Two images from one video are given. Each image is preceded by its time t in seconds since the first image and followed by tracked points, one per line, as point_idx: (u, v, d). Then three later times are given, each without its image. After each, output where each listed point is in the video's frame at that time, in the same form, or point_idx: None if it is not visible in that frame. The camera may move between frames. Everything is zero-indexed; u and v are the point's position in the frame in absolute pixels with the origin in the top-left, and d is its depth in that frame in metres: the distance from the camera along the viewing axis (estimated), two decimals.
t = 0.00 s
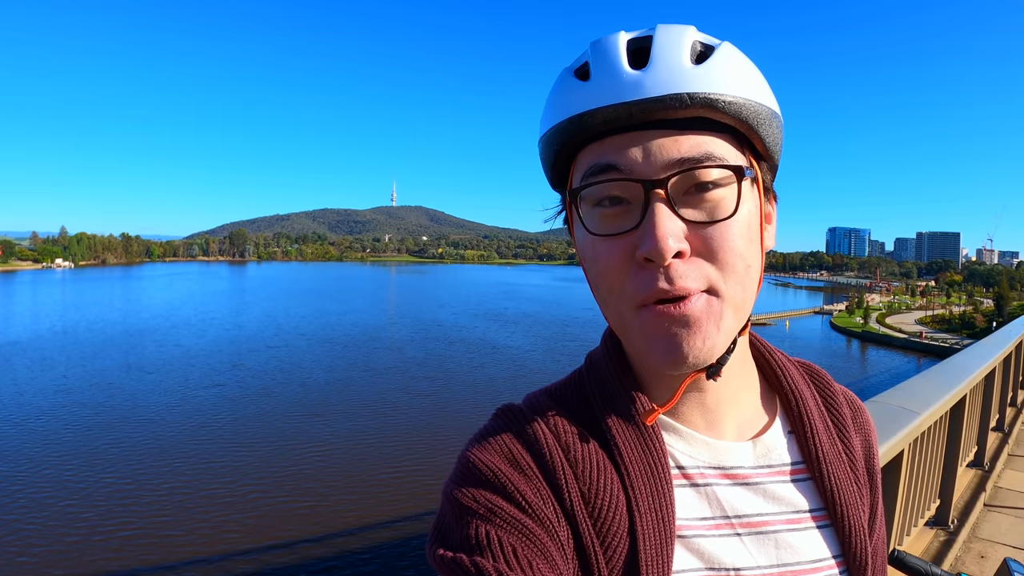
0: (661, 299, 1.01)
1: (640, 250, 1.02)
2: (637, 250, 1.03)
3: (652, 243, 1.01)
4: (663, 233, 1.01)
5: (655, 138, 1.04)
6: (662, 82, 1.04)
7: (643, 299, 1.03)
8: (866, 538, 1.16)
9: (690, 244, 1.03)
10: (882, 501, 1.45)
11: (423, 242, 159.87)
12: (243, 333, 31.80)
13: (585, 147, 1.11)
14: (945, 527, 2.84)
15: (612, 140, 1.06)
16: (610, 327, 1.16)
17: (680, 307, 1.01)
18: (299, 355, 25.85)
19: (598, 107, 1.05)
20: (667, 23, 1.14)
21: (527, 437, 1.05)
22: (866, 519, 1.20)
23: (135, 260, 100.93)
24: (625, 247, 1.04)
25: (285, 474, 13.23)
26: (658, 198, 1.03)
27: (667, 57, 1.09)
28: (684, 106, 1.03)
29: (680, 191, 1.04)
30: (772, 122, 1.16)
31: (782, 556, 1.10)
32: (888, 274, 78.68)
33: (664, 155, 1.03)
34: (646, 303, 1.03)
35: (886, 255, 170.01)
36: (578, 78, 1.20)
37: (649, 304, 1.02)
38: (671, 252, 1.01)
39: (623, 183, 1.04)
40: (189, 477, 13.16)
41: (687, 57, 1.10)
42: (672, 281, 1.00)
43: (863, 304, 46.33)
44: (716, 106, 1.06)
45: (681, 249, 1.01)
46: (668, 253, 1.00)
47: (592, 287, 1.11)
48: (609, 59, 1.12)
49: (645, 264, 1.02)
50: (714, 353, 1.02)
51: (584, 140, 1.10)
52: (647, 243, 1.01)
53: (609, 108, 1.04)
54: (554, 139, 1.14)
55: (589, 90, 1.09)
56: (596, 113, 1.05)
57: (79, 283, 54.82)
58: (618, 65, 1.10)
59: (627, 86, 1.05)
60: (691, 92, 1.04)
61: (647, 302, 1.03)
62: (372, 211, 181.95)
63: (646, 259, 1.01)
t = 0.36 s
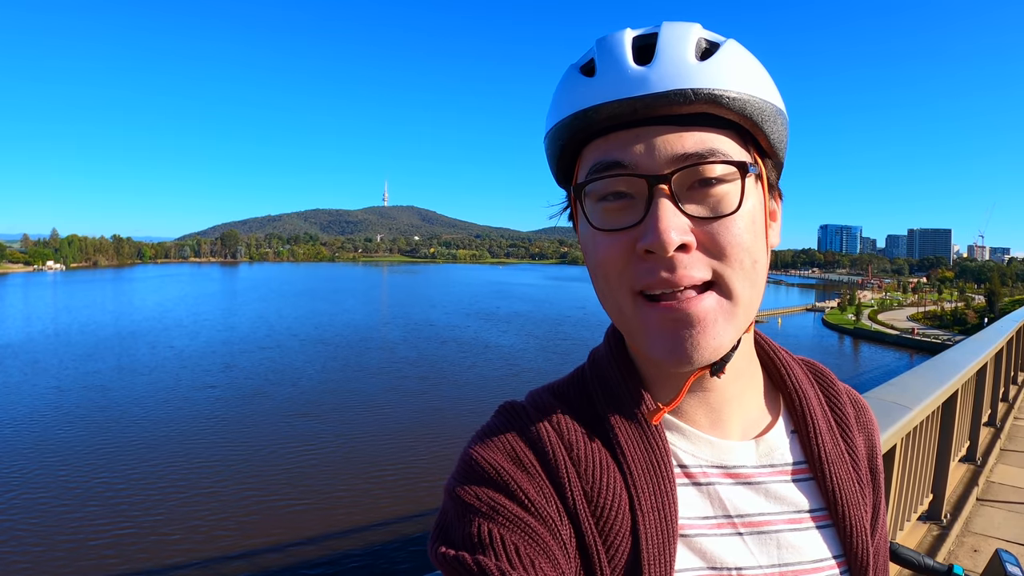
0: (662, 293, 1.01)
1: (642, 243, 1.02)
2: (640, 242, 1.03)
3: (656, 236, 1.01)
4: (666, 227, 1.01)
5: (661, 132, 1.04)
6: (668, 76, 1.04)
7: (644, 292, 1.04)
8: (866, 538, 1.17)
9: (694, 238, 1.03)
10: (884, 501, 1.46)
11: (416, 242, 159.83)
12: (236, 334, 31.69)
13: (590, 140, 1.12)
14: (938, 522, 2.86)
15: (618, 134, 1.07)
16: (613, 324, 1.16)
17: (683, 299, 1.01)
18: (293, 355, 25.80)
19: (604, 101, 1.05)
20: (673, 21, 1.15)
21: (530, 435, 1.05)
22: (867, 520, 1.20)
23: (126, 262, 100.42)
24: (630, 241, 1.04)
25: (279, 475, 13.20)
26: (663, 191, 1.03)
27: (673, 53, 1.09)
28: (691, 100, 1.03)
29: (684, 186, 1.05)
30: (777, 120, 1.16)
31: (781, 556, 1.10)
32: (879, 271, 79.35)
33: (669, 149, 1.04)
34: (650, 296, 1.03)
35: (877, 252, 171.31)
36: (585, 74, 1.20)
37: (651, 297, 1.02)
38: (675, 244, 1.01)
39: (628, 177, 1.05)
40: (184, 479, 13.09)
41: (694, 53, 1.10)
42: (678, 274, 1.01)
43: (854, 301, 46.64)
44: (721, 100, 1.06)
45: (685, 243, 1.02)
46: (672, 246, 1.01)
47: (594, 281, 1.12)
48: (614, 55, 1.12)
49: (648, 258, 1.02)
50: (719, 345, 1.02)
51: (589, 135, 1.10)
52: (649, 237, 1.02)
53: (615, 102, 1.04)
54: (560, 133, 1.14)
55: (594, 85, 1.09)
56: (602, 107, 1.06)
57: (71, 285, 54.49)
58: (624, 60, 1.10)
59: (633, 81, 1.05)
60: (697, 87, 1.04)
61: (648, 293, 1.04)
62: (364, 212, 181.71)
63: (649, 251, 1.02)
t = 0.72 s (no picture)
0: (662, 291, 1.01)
1: (641, 242, 1.02)
2: (639, 242, 1.03)
3: (655, 235, 1.01)
4: (667, 225, 1.01)
5: (659, 132, 1.04)
6: (667, 78, 1.04)
7: (644, 290, 1.03)
8: (866, 539, 1.17)
9: (694, 235, 1.03)
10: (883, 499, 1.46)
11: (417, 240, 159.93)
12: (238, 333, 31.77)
13: (589, 140, 1.11)
14: (940, 516, 2.86)
15: (617, 135, 1.06)
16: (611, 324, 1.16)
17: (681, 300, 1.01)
18: (294, 353, 25.86)
19: (604, 102, 1.05)
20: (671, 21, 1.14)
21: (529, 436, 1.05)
22: (867, 519, 1.20)
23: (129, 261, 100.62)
24: (630, 240, 1.04)
25: (282, 473, 13.25)
26: (662, 191, 1.03)
27: (672, 54, 1.08)
28: (690, 100, 1.03)
29: (683, 185, 1.04)
30: (776, 119, 1.16)
31: (780, 557, 1.10)
32: (881, 265, 79.28)
33: (667, 149, 1.03)
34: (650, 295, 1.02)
35: (879, 246, 171.11)
36: (584, 74, 1.19)
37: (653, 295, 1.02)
38: (675, 243, 1.01)
39: (626, 177, 1.04)
40: (187, 478, 13.12)
41: (693, 54, 1.09)
42: (676, 273, 1.00)
43: (855, 295, 46.62)
44: (721, 101, 1.05)
45: (684, 241, 1.02)
46: (672, 244, 1.00)
47: (593, 280, 1.11)
48: (614, 55, 1.11)
49: (648, 256, 1.02)
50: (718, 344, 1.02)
51: (588, 136, 1.10)
52: (649, 236, 1.01)
53: (614, 102, 1.04)
54: (558, 134, 1.13)
55: (593, 85, 1.08)
56: (600, 106, 1.05)
57: (73, 284, 54.60)
58: (623, 60, 1.09)
59: (631, 80, 1.05)
60: (696, 87, 1.03)
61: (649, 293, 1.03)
62: (365, 209, 181.81)
63: (649, 249, 1.02)
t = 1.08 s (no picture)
0: (664, 290, 1.01)
1: (644, 240, 1.02)
2: (643, 238, 1.03)
3: (657, 233, 1.01)
4: (670, 223, 1.01)
5: (662, 130, 1.04)
6: (669, 75, 1.04)
7: (646, 289, 1.03)
8: (864, 540, 1.17)
9: (695, 233, 1.03)
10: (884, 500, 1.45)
11: (420, 237, 159.94)
12: (240, 330, 31.86)
13: (592, 138, 1.11)
14: (943, 514, 2.86)
15: (619, 132, 1.06)
16: (614, 323, 1.16)
17: (682, 297, 1.01)
18: (297, 351, 25.93)
19: (607, 98, 1.05)
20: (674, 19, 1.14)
21: (528, 434, 1.05)
22: (863, 518, 1.21)
23: (132, 259, 100.74)
24: (631, 238, 1.04)
25: (285, 470, 13.30)
26: (665, 187, 1.03)
27: (675, 52, 1.08)
28: (692, 97, 1.03)
29: (686, 182, 1.04)
30: (776, 118, 1.15)
31: (778, 556, 1.11)
32: (884, 263, 79.16)
33: (670, 145, 1.03)
34: (653, 293, 1.02)
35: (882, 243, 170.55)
36: (587, 72, 1.19)
37: (654, 294, 1.02)
38: (678, 240, 1.01)
39: (629, 173, 1.04)
40: (192, 475, 13.14)
41: (695, 53, 1.10)
42: (678, 271, 1.00)
43: (858, 293, 46.53)
44: (723, 99, 1.05)
45: (687, 238, 1.02)
46: (675, 242, 1.01)
47: (595, 279, 1.12)
48: (616, 53, 1.11)
49: (650, 254, 1.02)
50: (719, 341, 1.02)
51: (590, 132, 1.10)
52: (652, 233, 1.02)
53: (617, 98, 1.04)
54: (559, 132, 1.13)
55: (596, 83, 1.08)
56: (605, 103, 1.05)
57: (76, 282, 54.70)
58: (626, 59, 1.10)
59: (633, 78, 1.05)
60: (698, 85, 1.04)
61: (650, 291, 1.03)
62: (368, 207, 181.85)
63: (651, 246, 1.02)
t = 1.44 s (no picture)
0: (664, 288, 1.01)
1: (643, 237, 1.02)
2: (643, 236, 1.02)
3: (657, 229, 1.01)
4: (669, 220, 1.01)
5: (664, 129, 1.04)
6: (672, 74, 1.04)
7: (645, 290, 1.03)
8: (864, 539, 1.16)
9: (696, 231, 1.03)
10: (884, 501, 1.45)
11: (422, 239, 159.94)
12: (243, 333, 31.93)
13: (596, 135, 1.11)
14: (948, 515, 2.85)
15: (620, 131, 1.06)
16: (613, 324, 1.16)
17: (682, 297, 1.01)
18: (300, 353, 25.95)
19: (609, 97, 1.05)
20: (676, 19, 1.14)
21: (528, 435, 1.05)
22: (864, 518, 1.20)
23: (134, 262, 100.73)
24: (630, 235, 1.04)
25: (289, 472, 13.33)
26: (665, 186, 1.03)
27: (678, 53, 1.09)
28: (694, 97, 1.03)
29: (687, 181, 1.04)
30: (777, 120, 1.16)
31: (778, 555, 1.10)
32: (886, 262, 78.96)
33: (671, 144, 1.03)
34: (652, 292, 1.02)
35: (885, 243, 170.09)
36: (588, 71, 1.20)
37: (653, 293, 1.02)
38: (674, 238, 1.01)
39: (631, 170, 1.04)
40: (195, 478, 13.17)
41: (696, 53, 1.10)
42: (678, 272, 1.00)
43: (861, 293, 46.40)
44: (724, 99, 1.05)
45: (687, 237, 1.01)
46: (675, 241, 1.00)
47: (595, 278, 1.11)
48: (618, 55, 1.12)
49: (649, 252, 1.02)
50: (714, 336, 1.01)
51: (592, 130, 1.10)
52: (650, 231, 1.02)
53: (619, 98, 1.04)
54: (562, 131, 1.13)
55: (599, 81, 1.09)
56: (606, 102, 1.05)
57: (79, 285, 54.76)
58: (628, 58, 1.10)
59: (635, 77, 1.05)
60: (700, 85, 1.04)
61: (649, 291, 1.03)
62: (370, 209, 181.95)
63: (649, 246, 1.02)
